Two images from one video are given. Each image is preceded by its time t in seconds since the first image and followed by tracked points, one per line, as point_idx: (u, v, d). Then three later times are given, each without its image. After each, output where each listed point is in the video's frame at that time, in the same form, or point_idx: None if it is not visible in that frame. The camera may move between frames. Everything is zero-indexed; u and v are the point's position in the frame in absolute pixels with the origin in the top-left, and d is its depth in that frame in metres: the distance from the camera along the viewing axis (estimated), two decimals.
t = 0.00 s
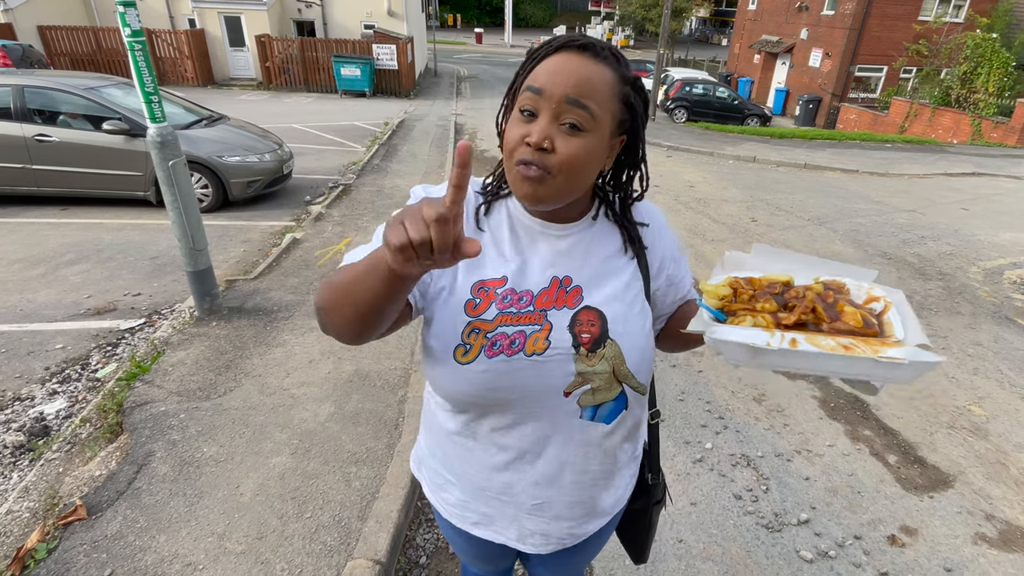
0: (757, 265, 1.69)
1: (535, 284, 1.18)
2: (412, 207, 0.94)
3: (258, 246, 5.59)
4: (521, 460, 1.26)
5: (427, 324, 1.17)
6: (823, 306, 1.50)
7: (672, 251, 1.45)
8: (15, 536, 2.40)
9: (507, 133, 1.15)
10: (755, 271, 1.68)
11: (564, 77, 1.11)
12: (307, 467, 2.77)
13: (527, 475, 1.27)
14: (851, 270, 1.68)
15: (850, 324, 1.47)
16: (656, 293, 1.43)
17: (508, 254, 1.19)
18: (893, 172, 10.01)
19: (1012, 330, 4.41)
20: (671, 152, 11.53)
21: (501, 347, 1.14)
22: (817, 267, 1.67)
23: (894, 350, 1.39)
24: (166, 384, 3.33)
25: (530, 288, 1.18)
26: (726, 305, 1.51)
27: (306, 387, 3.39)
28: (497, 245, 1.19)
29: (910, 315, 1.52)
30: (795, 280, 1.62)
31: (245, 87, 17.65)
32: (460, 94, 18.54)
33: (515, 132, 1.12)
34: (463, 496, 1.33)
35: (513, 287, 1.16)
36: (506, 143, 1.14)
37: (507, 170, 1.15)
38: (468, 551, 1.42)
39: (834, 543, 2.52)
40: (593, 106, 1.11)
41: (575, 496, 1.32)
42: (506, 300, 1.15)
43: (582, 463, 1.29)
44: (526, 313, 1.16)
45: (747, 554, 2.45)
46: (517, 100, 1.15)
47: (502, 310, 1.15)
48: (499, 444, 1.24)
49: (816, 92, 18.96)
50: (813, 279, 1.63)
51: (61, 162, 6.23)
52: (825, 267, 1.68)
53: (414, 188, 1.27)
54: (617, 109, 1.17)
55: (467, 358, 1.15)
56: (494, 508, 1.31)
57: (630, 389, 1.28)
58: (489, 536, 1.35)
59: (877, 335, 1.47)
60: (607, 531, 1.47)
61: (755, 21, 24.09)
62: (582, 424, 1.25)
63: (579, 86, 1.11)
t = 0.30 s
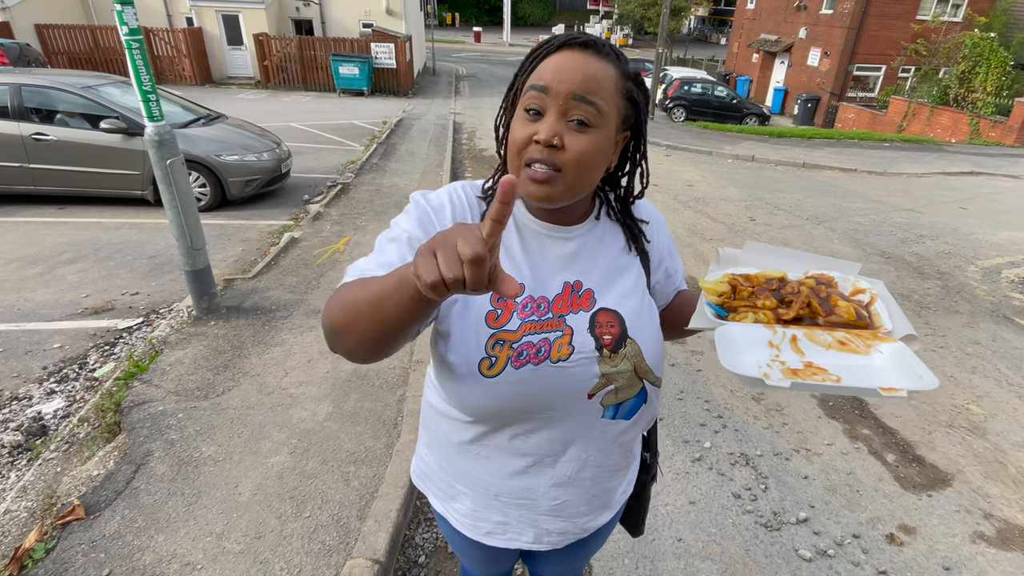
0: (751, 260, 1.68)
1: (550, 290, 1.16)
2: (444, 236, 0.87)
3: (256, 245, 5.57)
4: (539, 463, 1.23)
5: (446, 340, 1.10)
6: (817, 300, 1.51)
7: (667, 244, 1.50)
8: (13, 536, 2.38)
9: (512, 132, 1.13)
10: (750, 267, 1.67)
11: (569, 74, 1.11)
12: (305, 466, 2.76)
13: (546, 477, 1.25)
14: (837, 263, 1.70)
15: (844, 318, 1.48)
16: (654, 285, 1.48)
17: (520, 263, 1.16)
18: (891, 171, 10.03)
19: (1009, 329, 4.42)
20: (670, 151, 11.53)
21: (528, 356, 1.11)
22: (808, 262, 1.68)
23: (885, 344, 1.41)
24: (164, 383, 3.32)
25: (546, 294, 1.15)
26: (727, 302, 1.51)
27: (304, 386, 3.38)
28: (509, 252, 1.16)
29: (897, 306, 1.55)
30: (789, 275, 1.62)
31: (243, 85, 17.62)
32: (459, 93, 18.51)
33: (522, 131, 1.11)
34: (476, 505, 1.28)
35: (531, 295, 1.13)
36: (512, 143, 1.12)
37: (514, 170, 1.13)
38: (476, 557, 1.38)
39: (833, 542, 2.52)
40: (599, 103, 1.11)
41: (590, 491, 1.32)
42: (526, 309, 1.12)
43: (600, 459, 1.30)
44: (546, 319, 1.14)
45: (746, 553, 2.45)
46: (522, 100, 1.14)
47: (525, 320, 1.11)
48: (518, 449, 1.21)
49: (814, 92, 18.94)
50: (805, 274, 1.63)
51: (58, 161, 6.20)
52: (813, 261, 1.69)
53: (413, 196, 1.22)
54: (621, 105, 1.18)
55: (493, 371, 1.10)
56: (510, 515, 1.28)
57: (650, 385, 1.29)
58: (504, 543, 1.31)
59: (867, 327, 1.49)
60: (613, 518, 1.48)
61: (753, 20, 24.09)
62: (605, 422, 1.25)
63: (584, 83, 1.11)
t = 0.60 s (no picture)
0: (751, 258, 1.68)
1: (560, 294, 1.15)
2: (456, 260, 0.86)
3: (255, 244, 5.56)
4: (551, 465, 1.22)
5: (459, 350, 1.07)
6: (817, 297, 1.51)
7: (666, 241, 1.50)
8: (11, 536, 2.38)
9: (515, 137, 1.13)
10: (750, 265, 1.67)
11: (569, 72, 1.10)
12: (304, 466, 2.76)
13: (556, 478, 1.24)
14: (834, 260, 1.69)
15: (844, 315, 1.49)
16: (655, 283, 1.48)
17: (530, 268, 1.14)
18: (890, 170, 10.04)
19: (1008, 328, 4.42)
20: (669, 150, 11.53)
21: (543, 362, 1.10)
22: (807, 259, 1.68)
23: (884, 340, 1.42)
24: (162, 383, 3.31)
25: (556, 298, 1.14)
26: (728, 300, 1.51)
27: (303, 386, 3.38)
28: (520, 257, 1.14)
29: (894, 302, 1.55)
30: (788, 273, 1.62)
31: (241, 84, 17.59)
32: (457, 92, 18.49)
33: (526, 134, 1.10)
34: (485, 509, 1.26)
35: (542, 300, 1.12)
36: (517, 147, 1.12)
37: (521, 174, 1.13)
38: (482, 559, 1.37)
39: (832, 541, 2.53)
40: (600, 99, 1.11)
41: (599, 490, 1.32)
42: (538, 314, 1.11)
43: (608, 459, 1.30)
44: (558, 324, 1.12)
45: (745, 552, 2.46)
46: (523, 102, 1.13)
47: (537, 326, 1.10)
48: (529, 453, 1.20)
49: (812, 91, 18.97)
50: (803, 271, 1.63)
51: (55, 160, 6.18)
52: (810, 258, 1.68)
53: (417, 202, 1.19)
54: (621, 98, 1.17)
55: (508, 379, 1.08)
56: (520, 518, 1.27)
57: (660, 383, 1.29)
58: (513, 545, 1.30)
59: (866, 324, 1.49)
60: (618, 515, 1.48)
61: (752, 19, 24.09)
62: (617, 422, 1.25)
63: (584, 80, 1.10)
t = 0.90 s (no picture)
0: (756, 259, 1.67)
1: (567, 299, 1.14)
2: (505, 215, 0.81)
3: (254, 244, 5.55)
4: (556, 468, 1.22)
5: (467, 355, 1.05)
6: (824, 300, 1.51)
7: (669, 242, 1.50)
8: (10, 536, 2.37)
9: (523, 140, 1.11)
10: (754, 266, 1.66)
11: (571, 69, 1.09)
12: (303, 466, 2.76)
13: (562, 480, 1.24)
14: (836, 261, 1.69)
15: (849, 318, 1.49)
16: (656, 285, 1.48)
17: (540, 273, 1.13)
18: (888, 170, 10.05)
19: (1006, 327, 4.43)
20: (668, 150, 11.54)
21: (551, 370, 1.10)
22: (811, 260, 1.68)
23: (891, 345, 1.42)
24: (161, 383, 3.31)
25: (564, 304, 1.13)
26: (733, 303, 1.51)
27: (302, 385, 3.37)
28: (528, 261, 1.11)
29: (899, 304, 1.54)
30: (793, 274, 1.61)
31: (240, 83, 17.56)
32: (456, 91, 18.48)
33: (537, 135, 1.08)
34: (490, 511, 1.26)
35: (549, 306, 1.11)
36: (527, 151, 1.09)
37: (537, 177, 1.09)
38: (484, 560, 1.37)
39: (832, 540, 2.53)
40: (607, 91, 1.11)
41: (604, 493, 1.32)
42: (546, 321, 1.10)
43: (614, 460, 1.29)
44: (565, 331, 1.12)
45: (745, 550, 2.46)
46: (528, 104, 1.11)
47: (545, 334, 1.10)
48: (535, 456, 1.19)
49: (811, 90, 19.00)
50: (808, 273, 1.62)
51: (52, 159, 6.16)
52: (813, 259, 1.68)
53: (422, 204, 1.17)
54: (622, 91, 1.17)
55: (517, 388, 1.08)
56: (524, 520, 1.27)
57: (666, 387, 1.29)
58: (517, 548, 1.30)
59: (872, 327, 1.49)
60: (620, 515, 1.48)
61: (751, 19, 24.11)
62: (623, 426, 1.25)
63: (588, 77, 1.10)
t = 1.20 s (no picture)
0: (757, 262, 1.67)
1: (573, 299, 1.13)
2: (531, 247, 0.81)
3: (252, 244, 5.54)
4: (560, 469, 1.22)
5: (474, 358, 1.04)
6: (824, 303, 1.51)
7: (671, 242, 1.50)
8: (9, 536, 2.37)
9: (531, 147, 1.11)
10: (755, 268, 1.66)
11: (578, 73, 1.09)
12: (302, 466, 2.75)
13: (567, 481, 1.24)
14: (837, 263, 1.68)
15: (850, 322, 1.49)
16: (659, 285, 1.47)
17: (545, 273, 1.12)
18: (887, 169, 10.06)
19: (1006, 327, 4.44)
20: (667, 149, 11.54)
21: (558, 371, 1.09)
22: (813, 262, 1.67)
23: (891, 349, 1.43)
24: (160, 383, 3.30)
25: (569, 304, 1.13)
26: (733, 304, 1.50)
27: (302, 385, 3.37)
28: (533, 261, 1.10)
29: (901, 307, 1.55)
30: (795, 277, 1.60)
31: (239, 83, 17.54)
32: (455, 91, 18.48)
33: (547, 143, 1.08)
34: (492, 512, 1.26)
35: (555, 306, 1.10)
36: (536, 158, 1.10)
37: (545, 183, 1.10)
38: (486, 561, 1.36)
39: (832, 539, 2.53)
40: (614, 94, 1.11)
41: (607, 493, 1.31)
42: (552, 322, 1.10)
43: (618, 461, 1.29)
44: (571, 331, 1.12)
45: (745, 550, 2.46)
46: (534, 110, 1.11)
47: (551, 334, 1.09)
48: (540, 457, 1.19)
49: (811, 90, 19.01)
50: (809, 276, 1.62)
51: (50, 159, 6.15)
52: (815, 262, 1.68)
53: (427, 204, 1.17)
54: (626, 91, 1.18)
55: (523, 389, 1.07)
56: (527, 521, 1.26)
57: (671, 387, 1.29)
58: (520, 548, 1.29)
59: (872, 331, 1.50)
60: (623, 515, 1.47)
61: (750, 18, 24.12)
62: (628, 426, 1.25)
63: (595, 80, 1.09)
